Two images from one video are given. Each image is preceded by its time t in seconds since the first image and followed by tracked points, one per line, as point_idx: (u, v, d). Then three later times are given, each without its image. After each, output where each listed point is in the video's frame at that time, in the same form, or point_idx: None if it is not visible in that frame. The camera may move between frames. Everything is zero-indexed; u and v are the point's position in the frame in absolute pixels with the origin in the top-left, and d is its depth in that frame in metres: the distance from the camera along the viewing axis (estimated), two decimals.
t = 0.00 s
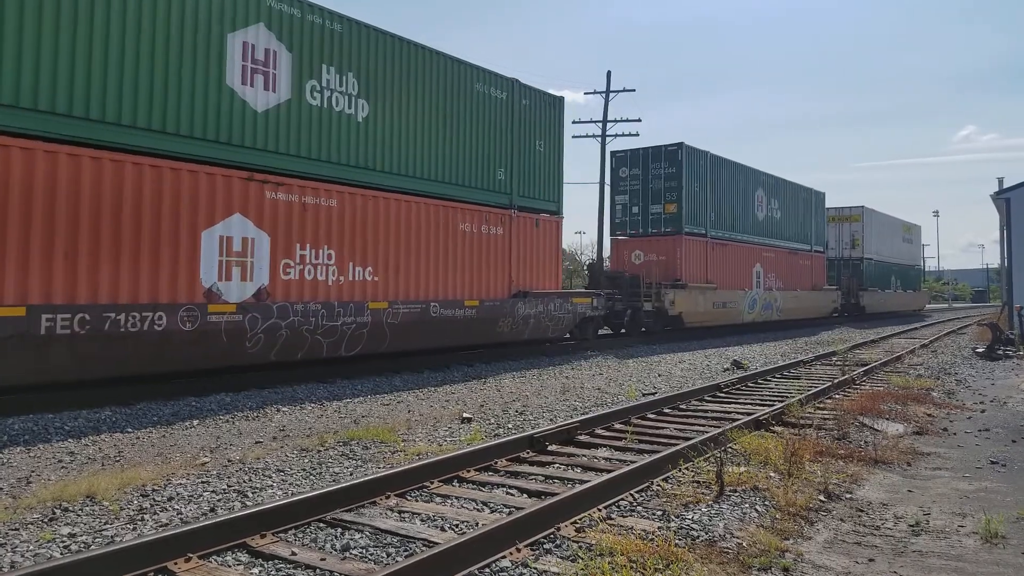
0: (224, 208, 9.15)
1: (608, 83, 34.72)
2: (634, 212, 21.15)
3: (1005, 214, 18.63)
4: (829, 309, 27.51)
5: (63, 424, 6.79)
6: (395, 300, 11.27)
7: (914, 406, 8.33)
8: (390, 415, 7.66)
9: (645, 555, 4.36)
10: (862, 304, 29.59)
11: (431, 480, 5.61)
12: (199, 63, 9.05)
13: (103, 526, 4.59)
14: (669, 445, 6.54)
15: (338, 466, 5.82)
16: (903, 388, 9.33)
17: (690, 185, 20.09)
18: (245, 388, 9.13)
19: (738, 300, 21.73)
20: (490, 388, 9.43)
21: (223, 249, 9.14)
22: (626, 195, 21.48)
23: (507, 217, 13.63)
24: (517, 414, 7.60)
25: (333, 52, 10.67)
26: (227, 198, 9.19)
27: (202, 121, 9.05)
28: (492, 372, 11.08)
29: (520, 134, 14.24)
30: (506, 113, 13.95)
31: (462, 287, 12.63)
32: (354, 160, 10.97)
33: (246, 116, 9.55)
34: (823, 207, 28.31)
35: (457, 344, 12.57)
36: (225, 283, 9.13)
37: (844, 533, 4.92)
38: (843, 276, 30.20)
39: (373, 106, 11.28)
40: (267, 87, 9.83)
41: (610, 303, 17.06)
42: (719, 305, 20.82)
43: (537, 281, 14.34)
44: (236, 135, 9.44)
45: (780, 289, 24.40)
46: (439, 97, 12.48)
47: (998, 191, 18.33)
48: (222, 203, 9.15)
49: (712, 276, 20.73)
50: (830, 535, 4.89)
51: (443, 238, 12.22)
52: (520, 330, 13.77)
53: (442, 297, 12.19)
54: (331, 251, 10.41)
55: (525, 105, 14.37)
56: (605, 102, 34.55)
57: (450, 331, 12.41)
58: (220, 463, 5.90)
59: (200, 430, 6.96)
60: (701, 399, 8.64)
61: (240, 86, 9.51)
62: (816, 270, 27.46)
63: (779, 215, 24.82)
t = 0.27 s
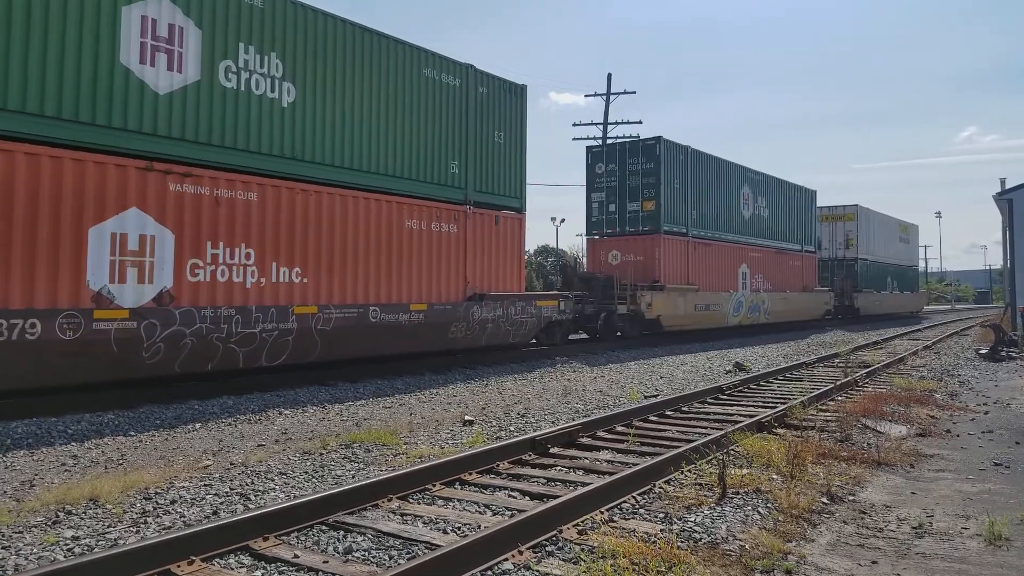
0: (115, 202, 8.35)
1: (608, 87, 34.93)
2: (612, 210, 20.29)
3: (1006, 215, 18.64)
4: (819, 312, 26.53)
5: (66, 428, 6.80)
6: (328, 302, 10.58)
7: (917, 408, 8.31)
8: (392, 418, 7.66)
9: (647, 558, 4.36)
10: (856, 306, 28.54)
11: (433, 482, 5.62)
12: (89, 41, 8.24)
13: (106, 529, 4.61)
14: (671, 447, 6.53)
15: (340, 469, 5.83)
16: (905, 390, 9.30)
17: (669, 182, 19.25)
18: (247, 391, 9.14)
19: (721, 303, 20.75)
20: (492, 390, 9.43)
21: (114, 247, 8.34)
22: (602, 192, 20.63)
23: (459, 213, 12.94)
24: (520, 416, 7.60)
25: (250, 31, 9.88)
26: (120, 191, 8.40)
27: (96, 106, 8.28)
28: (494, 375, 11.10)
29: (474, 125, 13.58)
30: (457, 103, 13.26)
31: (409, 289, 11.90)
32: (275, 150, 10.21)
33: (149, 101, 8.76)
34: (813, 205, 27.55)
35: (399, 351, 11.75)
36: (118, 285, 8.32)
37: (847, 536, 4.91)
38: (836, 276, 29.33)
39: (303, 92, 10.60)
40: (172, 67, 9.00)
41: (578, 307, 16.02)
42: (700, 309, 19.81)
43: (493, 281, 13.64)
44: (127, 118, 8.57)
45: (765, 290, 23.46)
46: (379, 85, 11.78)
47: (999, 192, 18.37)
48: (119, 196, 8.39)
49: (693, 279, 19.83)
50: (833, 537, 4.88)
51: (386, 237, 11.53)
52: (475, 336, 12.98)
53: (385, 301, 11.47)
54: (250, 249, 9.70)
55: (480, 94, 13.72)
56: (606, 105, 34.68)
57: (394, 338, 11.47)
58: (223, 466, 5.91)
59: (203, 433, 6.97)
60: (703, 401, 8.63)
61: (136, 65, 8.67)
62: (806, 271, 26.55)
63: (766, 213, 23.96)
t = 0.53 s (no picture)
0: None
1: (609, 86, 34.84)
2: (587, 206, 18.98)
3: (1010, 214, 18.50)
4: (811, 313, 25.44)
5: (68, 428, 6.82)
6: (246, 305, 9.59)
7: (920, 408, 8.31)
8: (394, 418, 7.67)
9: (649, 558, 4.36)
10: (850, 307, 27.97)
11: (435, 482, 5.63)
12: None
13: (109, 529, 4.61)
14: (673, 448, 6.54)
15: (342, 469, 5.84)
16: (907, 390, 9.29)
17: (648, 176, 18.03)
18: (248, 391, 9.15)
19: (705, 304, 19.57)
20: (494, 391, 9.42)
21: None
22: (578, 187, 19.34)
23: (404, 207, 11.93)
24: (522, 417, 7.60)
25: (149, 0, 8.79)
26: None
27: None
28: (495, 375, 11.09)
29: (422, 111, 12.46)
30: (403, 86, 12.19)
31: (343, 289, 10.91)
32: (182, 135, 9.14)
33: (25, 77, 7.73)
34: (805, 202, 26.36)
35: (329, 358, 10.61)
36: None
37: (849, 536, 4.91)
38: (831, 276, 28.83)
39: (217, 71, 9.55)
40: (52, 38, 7.93)
41: (544, 308, 14.75)
42: (682, 310, 18.61)
43: (444, 282, 12.61)
44: None
45: (754, 290, 22.25)
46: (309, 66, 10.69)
47: (1004, 192, 18.20)
48: None
49: (673, 278, 18.67)
50: (835, 537, 4.88)
51: (318, 233, 10.57)
52: (424, 342, 11.88)
53: (316, 302, 10.50)
54: (150, 244, 8.66)
55: (431, 77, 12.65)
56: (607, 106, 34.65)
57: (324, 343, 10.45)
58: (225, 466, 5.92)
59: (205, 433, 6.98)
60: (705, 402, 8.63)
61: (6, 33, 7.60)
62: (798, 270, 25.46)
63: (753, 209, 22.74)
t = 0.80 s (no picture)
0: None
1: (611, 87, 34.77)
2: (557, 202, 18.19)
3: (1008, 216, 18.64)
4: (796, 314, 24.72)
5: (68, 428, 6.81)
6: (140, 306, 8.46)
7: (919, 409, 8.32)
8: (395, 419, 7.67)
9: (649, 558, 4.36)
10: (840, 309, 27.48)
11: (435, 483, 5.63)
12: None
13: (109, 530, 4.61)
14: (673, 448, 6.55)
15: (342, 470, 5.84)
16: (907, 391, 9.31)
17: (620, 170, 17.26)
18: (248, 392, 9.15)
19: (681, 306, 18.89)
20: (494, 392, 9.43)
21: None
22: (548, 181, 18.45)
23: (336, 199, 10.95)
24: (522, 418, 7.61)
25: None
26: None
27: None
28: (495, 376, 11.08)
29: (361, 95, 11.51)
30: (340, 68, 11.25)
31: (263, 288, 9.90)
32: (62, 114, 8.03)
33: None
34: (793, 198, 25.66)
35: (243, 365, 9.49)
36: None
37: (849, 537, 4.92)
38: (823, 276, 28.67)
39: (108, 42, 8.44)
40: None
41: (503, 309, 13.76)
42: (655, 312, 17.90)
43: (384, 280, 11.66)
44: None
45: (736, 291, 21.52)
46: (227, 41, 9.67)
47: (1002, 194, 18.36)
48: None
49: (647, 279, 17.97)
50: (834, 538, 4.89)
51: (232, 226, 9.56)
52: (362, 347, 11.00)
53: (227, 303, 9.43)
54: (21, 239, 7.57)
55: (370, 58, 11.69)
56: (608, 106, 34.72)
57: (239, 347, 9.35)
58: (225, 467, 5.92)
59: (205, 434, 6.98)
60: (705, 402, 8.64)
61: None
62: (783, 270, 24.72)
63: (736, 205, 21.97)
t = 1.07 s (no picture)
0: None
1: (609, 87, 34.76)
2: (521, 197, 16.86)
3: (1005, 214, 18.65)
4: (782, 316, 23.72)
5: (66, 433, 6.79)
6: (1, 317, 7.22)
7: (918, 408, 8.32)
8: (393, 421, 7.66)
9: (649, 559, 4.35)
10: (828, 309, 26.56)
11: (435, 486, 5.62)
12: None
13: (107, 535, 4.59)
14: (672, 449, 6.54)
15: (341, 473, 5.83)
16: (905, 389, 9.32)
17: (588, 163, 16.02)
18: (246, 395, 9.12)
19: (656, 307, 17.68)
20: (493, 393, 9.41)
21: None
22: (512, 175, 17.14)
23: (251, 190, 9.77)
24: (522, 419, 7.60)
25: None
26: None
27: None
28: (494, 378, 11.06)
29: (284, 76, 10.30)
30: (258, 45, 10.01)
31: (166, 292, 8.75)
32: None
33: None
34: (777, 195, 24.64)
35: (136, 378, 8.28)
36: None
37: (849, 536, 4.91)
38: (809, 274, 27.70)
39: None
40: None
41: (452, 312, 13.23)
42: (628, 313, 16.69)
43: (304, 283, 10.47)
44: None
45: (717, 290, 20.39)
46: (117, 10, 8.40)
47: (998, 192, 18.38)
48: None
49: (619, 278, 16.80)
50: (834, 537, 4.89)
51: (122, 223, 8.34)
52: (281, 355, 9.77)
53: (116, 310, 8.20)
54: None
55: (292, 35, 10.43)
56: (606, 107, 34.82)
57: (130, 360, 8.14)
58: (224, 471, 5.91)
59: (204, 438, 6.97)
60: (704, 402, 8.64)
61: None
62: (768, 269, 23.72)
63: (714, 202, 20.86)
